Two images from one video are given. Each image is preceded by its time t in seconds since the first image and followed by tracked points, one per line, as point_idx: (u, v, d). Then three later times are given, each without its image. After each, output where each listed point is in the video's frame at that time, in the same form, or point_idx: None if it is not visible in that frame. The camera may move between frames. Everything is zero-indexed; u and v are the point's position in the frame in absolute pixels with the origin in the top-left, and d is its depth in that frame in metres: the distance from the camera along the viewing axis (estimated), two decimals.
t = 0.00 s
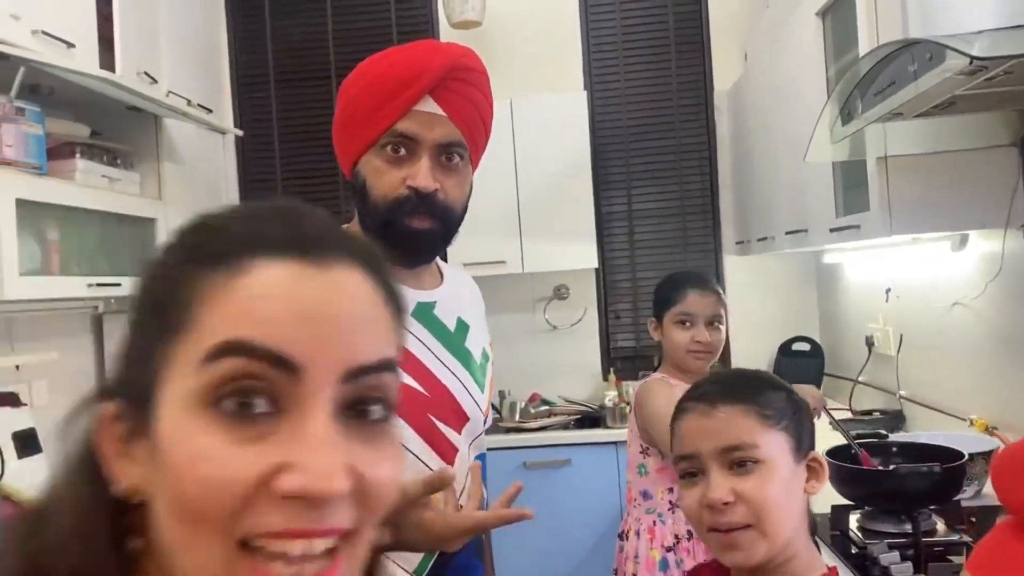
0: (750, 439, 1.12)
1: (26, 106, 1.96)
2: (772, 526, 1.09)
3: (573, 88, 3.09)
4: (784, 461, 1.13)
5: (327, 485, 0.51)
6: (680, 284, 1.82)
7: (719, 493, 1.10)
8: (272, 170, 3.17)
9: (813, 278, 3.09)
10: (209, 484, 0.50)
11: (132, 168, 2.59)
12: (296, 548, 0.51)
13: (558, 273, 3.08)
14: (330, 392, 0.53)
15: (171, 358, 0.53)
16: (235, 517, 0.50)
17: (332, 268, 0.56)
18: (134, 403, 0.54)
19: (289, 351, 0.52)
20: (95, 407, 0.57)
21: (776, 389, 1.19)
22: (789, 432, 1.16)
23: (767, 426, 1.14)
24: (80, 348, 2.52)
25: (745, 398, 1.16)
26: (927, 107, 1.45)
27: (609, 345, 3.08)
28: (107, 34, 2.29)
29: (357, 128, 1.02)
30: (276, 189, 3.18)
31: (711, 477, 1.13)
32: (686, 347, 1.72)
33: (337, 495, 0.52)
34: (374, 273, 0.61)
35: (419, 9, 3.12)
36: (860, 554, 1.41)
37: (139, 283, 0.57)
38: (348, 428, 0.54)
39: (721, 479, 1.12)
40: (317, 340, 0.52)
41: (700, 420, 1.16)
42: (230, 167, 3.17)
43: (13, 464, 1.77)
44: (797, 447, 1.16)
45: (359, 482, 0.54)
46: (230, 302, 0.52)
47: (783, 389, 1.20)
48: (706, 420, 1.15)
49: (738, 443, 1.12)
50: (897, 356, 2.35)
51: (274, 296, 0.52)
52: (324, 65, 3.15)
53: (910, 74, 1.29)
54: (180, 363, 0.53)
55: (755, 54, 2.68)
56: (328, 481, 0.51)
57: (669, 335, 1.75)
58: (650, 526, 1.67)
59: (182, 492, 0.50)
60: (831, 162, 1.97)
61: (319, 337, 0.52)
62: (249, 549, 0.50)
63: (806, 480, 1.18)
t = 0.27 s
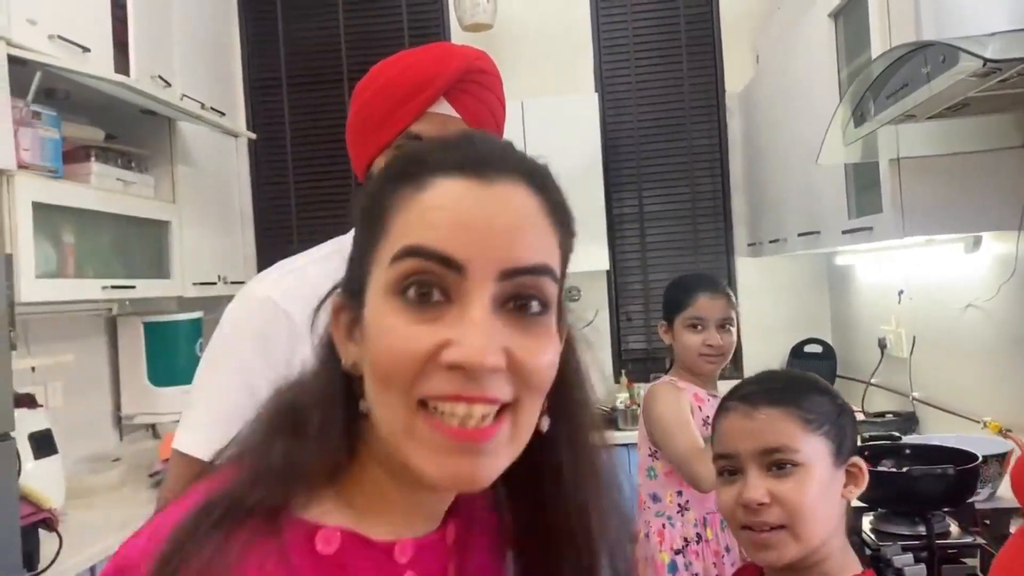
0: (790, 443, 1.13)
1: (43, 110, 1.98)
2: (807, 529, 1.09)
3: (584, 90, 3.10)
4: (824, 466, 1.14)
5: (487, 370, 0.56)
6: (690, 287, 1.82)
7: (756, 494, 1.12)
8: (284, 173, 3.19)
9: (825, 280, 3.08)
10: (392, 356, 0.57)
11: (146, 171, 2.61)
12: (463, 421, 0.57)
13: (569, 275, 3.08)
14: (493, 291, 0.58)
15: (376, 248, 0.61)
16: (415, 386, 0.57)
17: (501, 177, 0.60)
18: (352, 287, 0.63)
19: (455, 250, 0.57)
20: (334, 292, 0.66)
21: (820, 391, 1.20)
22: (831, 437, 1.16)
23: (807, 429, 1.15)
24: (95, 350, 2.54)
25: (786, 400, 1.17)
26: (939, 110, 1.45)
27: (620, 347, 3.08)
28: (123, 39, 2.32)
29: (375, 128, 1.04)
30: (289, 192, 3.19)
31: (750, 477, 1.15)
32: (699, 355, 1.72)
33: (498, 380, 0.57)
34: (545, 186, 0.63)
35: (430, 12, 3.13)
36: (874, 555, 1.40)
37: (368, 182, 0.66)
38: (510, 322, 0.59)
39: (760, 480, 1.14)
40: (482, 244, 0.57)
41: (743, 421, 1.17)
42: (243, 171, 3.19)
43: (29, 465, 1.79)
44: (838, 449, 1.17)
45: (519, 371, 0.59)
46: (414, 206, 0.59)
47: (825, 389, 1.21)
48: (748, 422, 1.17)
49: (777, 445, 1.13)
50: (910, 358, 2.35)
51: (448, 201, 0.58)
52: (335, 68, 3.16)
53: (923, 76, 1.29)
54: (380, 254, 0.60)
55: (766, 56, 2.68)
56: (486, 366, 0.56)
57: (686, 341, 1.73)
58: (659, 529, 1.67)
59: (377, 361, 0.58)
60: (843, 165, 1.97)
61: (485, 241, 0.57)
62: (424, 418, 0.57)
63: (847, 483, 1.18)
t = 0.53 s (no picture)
0: (833, 448, 1.13)
1: (59, 114, 2.00)
2: (845, 534, 1.10)
3: (596, 92, 3.10)
4: (865, 473, 1.14)
5: (485, 305, 0.62)
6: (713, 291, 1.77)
7: (796, 497, 1.12)
8: (297, 176, 3.21)
9: (839, 282, 3.07)
10: (404, 289, 0.63)
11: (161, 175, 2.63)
12: (465, 348, 0.63)
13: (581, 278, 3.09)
14: (493, 232, 0.63)
15: (395, 191, 0.67)
16: (423, 315, 0.63)
17: (503, 125, 0.64)
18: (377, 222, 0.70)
19: (456, 195, 0.62)
20: (366, 223, 0.73)
21: (864, 396, 1.20)
22: (874, 444, 1.16)
23: (851, 435, 1.15)
24: (110, 352, 2.56)
25: (831, 405, 1.17)
26: (954, 111, 1.45)
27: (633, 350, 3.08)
28: (138, 43, 2.34)
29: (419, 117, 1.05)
30: (302, 195, 3.21)
31: (790, 479, 1.15)
32: (730, 362, 1.70)
33: (497, 311, 0.63)
34: (549, 132, 0.68)
35: (443, 15, 3.14)
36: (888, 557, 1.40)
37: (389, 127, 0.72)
38: (509, 259, 0.64)
39: (801, 483, 1.14)
40: (482, 189, 0.62)
41: (789, 422, 1.17)
42: (257, 173, 3.21)
43: (46, 466, 1.80)
44: (880, 453, 1.17)
45: (517, 304, 0.64)
46: (425, 152, 0.64)
47: (868, 395, 1.21)
48: (792, 424, 1.16)
49: (821, 450, 1.13)
50: (924, 361, 2.34)
51: (454, 148, 0.63)
52: (349, 72, 3.18)
53: (938, 78, 1.29)
54: (396, 195, 0.66)
55: (779, 58, 2.68)
56: (484, 301, 0.61)
57: (716, 347, 1.70)
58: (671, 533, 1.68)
59: (392, 294, 0.65)
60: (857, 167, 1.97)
61: (484, 187, 0.62)
62: (432, 345, 0.63)
63: (886, 491, 1.18)
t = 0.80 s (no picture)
0: (864, 452, 1.13)
1: (73, 120, 2.02)
2: (871, 536, 1.10)
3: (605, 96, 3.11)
4: (896, 478, 1.13)
5: (492, 313, 0.66)
6: (733, 295, 1.77)
7: (824, 497, 1.13)
8: (308, 179, 3.22)
9: (848, 285, 3.07)
10: (416, 293, 0.67)
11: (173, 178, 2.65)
12: (472, 350, 0.67)
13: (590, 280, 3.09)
14: (501, 246, 0.66)
15: (408, 194, 0.69)
16: (433, 319, 0.67)
17: (515, 142, 0.66)
18: (390, 213, 0.72)
19: (467, 210, 0.65)
20: (379, 207, 0.76)
21: (899, 402, 1.19)
22: (906, 451, 1.16)
23: (883, 440, 1.14)
24: (122, 355, 2.58)
25: (864, 410, 1.16)
26: (963, 116, 1.45)
27: (642, 352, 3.09)
28: (149, 49, 2.36)
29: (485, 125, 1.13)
30: (312, 198, 3.22)
31: (819, 479, 1.15)
32: (751, 368, 1.74)
33: (502, 318, 0.67)
34: (558, 140, 0.70)
35: (452, 20, 3.15)
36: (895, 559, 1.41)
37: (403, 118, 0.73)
38: (516, 268, 0.68)
39: (829, 484, 1.14)
40: (492, 205, 0.65)
41: (822, 423, 1.17)
42: (267, 177, 3.23)
43: (60, 468, 1.82)
44: (910, 459, 1.16)
45: (521, 309, 0.68)
46: (438, 165, 0.66)
47: (902, 400, 1.20)
48: (825, 425, 1.17)
49: (851, 452, 1.13)
50: (934, 364, 2.34)
51: (467, 163, 0.65)
52: (358, 76, 3.19)
53: (947, 83, 1.29)
54: (410, 199, 0.69)
55: (787, 61, 2.68)
56: (491, 312, 0.65)
57: (741, 352, 1.72)
58: (681, 538, 1.69)
59: (405, 294, 0.68)
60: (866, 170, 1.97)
61: (494, 204, 0.65)
62: (441, 347, 0.67)
63: (915, 498, 1.17)
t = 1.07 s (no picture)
0: (897, 454, 1.13)
1: (84, 123, 2.03)
2: (893, 538, 1.11)
3: (613, 99, 3.11)
4: (929, 487, 1.12)
5: (491, 271, 0.72)
6: (746, 297, 1.77)
7: (848, 494, 1.14)
8: (317, 182, 3.23)
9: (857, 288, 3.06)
10: (421, 267, 0.74)
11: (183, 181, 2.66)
12: (475, 313, 0.74)
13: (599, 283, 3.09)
14: (495, 206, 0.74)
15: (409, 175, 0.77)
16: (437, 286, 0.74)
17: (500, 114, 0.75)
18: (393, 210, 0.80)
19: (464, 176, 0.73)
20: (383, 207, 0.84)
21: (947, 411, 1.18)
22: (947, 460, 1.14)
23: (923, 447, 1.13)
24: (133, 357, 2.59)
25: (907, 412, 1.16)
26: (974, 118, 1.45)
27: (651, 355, 3.09)
28: (160, 52, 2.37)
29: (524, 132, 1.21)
30: (321, 201, 3.23)
31: (848, 475, 1.17)
32: (762, 370, 1.74)
33: (502, 277, 0.73)
34: (541, 120, 0.78)
35: (461, 22, 3.16)
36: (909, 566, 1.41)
37: (399, 117, 0.82)
38: (511, 231, 0.75)
39: (856, 482, 1.16)
40: (485, 169, 0.73)
41: (858, 422, 1.18)
42: (277, 180, 3.24)
43: (72, 470, 1.82)
44: (950, 466, 1.15)
45: (520, 269, 0.75)
46: (432, 138, 0.75)
47: (949, 407, 1.19)
48: (862, 423, 1.18)
49: (885, 455, 1.14)
50: (944, 367, 2.34)
51: (461, 133, 0.73)
52: (368, 79, 3.20)
53: (958, 85, 1.29)
54: (410, 182, 0.77)
55: (796, 63, 2.68)
56: (490, 268, 0.72)
57: (753, 355, 1.72)
58: (694, 541, 1.69)
59: (411, 269, 0.75)
60: (875, 172, 1.97)
61: (487, 169, 0.73)
62: (446, 313, 0.74)
63: (951, 511, 1.15)
